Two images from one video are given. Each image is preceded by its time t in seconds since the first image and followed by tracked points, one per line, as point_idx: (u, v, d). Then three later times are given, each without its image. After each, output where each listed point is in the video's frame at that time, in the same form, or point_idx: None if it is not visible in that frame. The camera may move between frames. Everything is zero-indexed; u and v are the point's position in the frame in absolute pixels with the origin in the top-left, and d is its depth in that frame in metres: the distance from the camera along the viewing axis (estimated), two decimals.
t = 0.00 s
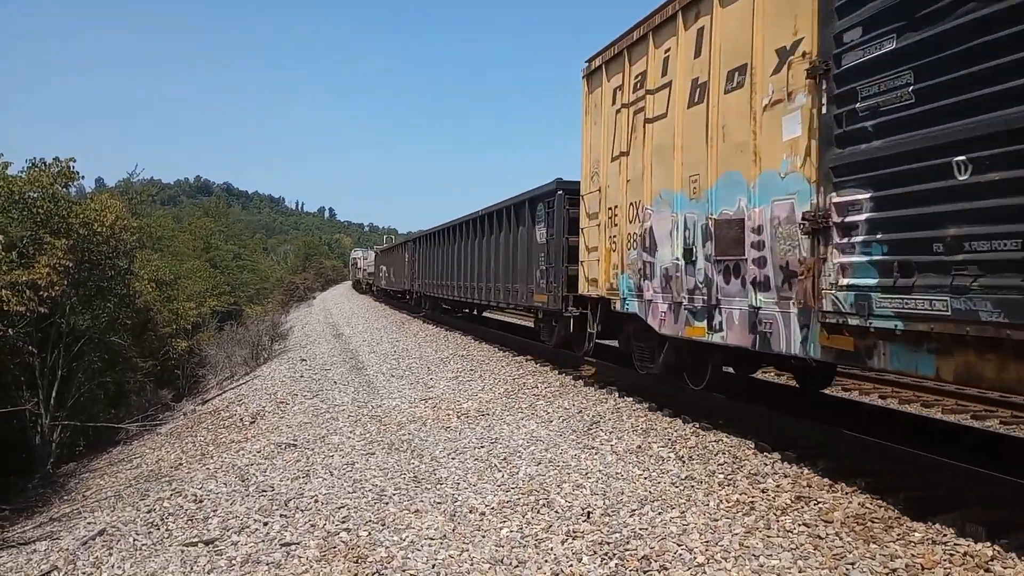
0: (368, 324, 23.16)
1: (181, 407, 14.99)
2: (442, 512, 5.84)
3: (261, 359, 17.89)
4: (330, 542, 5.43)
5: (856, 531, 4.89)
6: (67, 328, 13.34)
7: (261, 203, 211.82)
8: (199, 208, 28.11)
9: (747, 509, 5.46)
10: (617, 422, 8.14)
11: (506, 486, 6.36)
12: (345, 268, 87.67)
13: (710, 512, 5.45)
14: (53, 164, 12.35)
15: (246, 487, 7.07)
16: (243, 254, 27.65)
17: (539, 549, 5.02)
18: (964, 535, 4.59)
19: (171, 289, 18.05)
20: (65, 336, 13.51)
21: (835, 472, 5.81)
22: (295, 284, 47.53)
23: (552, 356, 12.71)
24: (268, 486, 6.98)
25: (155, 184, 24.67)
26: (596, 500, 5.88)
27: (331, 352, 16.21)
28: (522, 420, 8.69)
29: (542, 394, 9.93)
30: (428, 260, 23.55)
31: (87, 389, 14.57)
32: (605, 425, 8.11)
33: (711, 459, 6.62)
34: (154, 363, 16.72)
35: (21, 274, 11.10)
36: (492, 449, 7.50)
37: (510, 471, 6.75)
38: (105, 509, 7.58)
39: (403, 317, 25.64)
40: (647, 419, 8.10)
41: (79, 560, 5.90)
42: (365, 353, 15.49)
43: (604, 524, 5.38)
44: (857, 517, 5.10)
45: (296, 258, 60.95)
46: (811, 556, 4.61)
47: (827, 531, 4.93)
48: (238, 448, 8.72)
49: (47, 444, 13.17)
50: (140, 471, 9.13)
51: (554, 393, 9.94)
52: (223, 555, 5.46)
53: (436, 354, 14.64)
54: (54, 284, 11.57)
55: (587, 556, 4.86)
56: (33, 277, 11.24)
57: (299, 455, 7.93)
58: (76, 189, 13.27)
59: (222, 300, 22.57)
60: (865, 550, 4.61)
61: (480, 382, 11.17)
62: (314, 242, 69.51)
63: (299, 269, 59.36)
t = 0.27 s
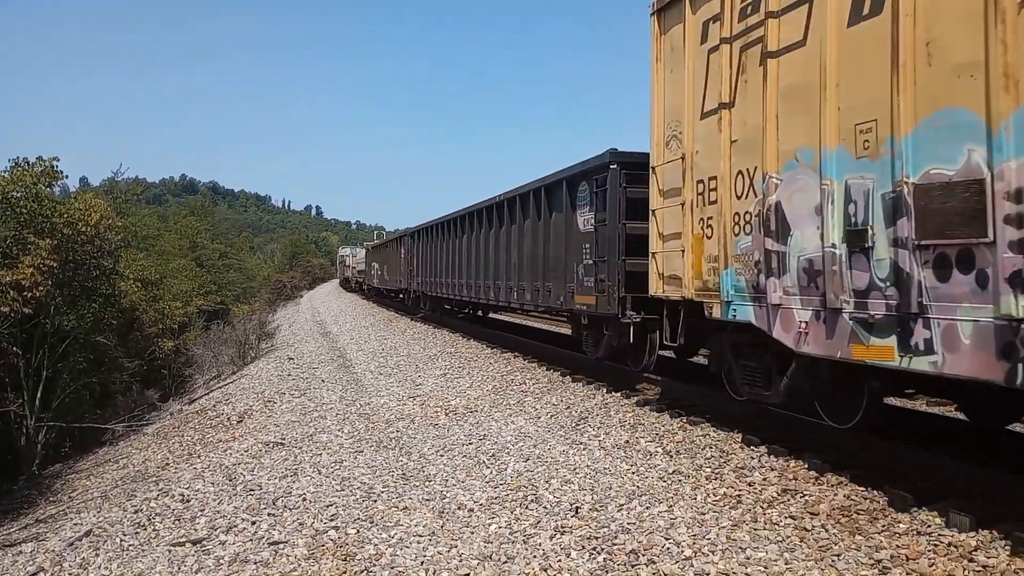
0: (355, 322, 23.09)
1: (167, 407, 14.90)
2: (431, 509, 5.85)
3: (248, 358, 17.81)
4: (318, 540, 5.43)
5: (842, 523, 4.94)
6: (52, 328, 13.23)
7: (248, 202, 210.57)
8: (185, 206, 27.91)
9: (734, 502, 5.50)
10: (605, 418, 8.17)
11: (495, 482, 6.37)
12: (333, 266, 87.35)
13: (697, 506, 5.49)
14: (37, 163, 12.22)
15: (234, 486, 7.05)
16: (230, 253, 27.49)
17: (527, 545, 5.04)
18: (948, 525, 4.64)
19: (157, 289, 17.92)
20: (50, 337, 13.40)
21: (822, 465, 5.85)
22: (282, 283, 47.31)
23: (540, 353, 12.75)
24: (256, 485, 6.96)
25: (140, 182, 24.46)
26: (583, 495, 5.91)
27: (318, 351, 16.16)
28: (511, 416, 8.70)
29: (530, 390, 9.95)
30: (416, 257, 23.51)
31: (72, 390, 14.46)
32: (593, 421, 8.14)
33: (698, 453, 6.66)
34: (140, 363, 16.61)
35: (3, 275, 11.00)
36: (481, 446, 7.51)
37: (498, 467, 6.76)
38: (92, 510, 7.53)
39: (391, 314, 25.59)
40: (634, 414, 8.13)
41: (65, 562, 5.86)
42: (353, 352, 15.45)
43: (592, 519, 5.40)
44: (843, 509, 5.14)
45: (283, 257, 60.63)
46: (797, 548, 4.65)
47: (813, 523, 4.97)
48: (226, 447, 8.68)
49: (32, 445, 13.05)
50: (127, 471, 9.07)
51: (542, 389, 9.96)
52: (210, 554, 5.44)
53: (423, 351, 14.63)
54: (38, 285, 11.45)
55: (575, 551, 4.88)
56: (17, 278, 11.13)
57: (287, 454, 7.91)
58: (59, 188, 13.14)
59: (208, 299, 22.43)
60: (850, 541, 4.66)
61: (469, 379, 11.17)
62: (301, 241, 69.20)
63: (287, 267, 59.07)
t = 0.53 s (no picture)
0: (355, 317, 23.10)
1: (168, 402, 14.93)
2: (433, 503, 5.86)
3: (248, 354, 17.82)
4: (321, 534, 5.45)
5: (843, 515, 4.96)
6: (51, 324, 13.22)
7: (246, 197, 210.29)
8: (184, 201, 27.87)
9: (735, 494, 5.52)
10: (606, 411, 8.19)
11: (497, 475, 6.39)
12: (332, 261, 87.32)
13: (699, 498, 5.50)
14: (35, 159, 12.17)
15: (236, 481, 7.06)
16: (229, 249, 27.46)
17: (530, 538, 5.05)
18: (949, 516, 4.66)
19: (157, 284, 17.90)
20: (50, 333, 13.40)
21: (824, 456, 5.86)
22: (282, 278, 47.28)
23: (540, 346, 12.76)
24: (258, 480, 6.97)
25: (138, 177, 24.41)
26: (585, 488, 5.93)
27: (318, 346, 16.17)
28: (512, 410, 8.72)
29: (531, 384, 9.97)
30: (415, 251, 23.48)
31: (72, 386, 14.47)
32: (594, 414, 8.16)
33: (700, 445, 6.68)
34: (140, 359, 16.62)
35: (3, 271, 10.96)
36: (482, 439, 7.53)
37: (500, 461, 6.78)
38: (94, 505, 7.55)
39: (391, 309, 25.61)
40: (635, 407, 8.14)
41: (69, 557, 5.88)
42: (353, 346, 15.47)
43: (594, 512, 5.42)
44: (844, 501, 5.16)
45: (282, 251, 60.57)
46: (799, 540, 4.66)
47: (814, 515, 4.99)
48: (227, 442, 8.70)
49: (33, 441, 13.08)
50: (128, 466, 9.09)
51: (542, 382, 9.98)
52: (213, 549, 5.46)
53: (424, 346, 14.64)
54: (38, 281, 11.44)
55: (578, 544, 4.90)
56: (17, 274, 11.12)
57: (289, 449, 7.92)
58: (58, 184, 13.10)
59: (208, 294, 22.44)
60: (852, 533, 4.68)
61: (469, 373, 11.19)
62: (300, 236, 69.18)
63: (285, 262, 59.05)
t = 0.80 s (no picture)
0: (360, 314, 23.13)
1: (173, 398, 14.98)
2: (437, 500, 5.87)
3: (253, 350, 17.86)
4: (325, 530, 5.46)
5: (847, 513, 4.94)
6: (58, 320, 13.27)
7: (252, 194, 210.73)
8: (190, 198, 27.93)
9: (739, 492, 5.50)
10: (610, 408, 8.18)
11: (500, 472, 6.39)
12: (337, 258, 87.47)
13: (703, 496, 5.49)
14: (41, 155, 12.19)
15: (241, 477, 7.08)
16: (235, 245, 27.51)
17: (533, 535, 5.05)
18: (954, 515, 4.64)
19: (163, 280, 17.95)
20: (56, 329, 13.45)
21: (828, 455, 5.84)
22: (287, 274, 47.34)
23: (544, 343, 12.75)
24: (263, 476, 6.99)
25: (145, 174, 24.47)
26: (589, 485, 5.92)
27: (323, 342, 16.19)
28: (515, 407, 8.72)
29: (535, 381, 9.97)
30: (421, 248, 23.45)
31: (79, 381, 14.54)
32: (598, 411, 8.15)
33: (704, 443, 6.66)
34: (146, 355, 16.68)
35: (10, 267, 10.99)
36: (486, 436, 7.53)
37: (504, 458, 6.78)
38: (99, 500, 7.59)
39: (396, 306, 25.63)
40: (639, 405, 8.12)
41: (74, 552, 5.91)
42: (358, 343, 15.48)
43: (598, 510, 5.42)
44: (848, 499, 5.14)
45: (287, 248, 60.64)
46: (803, 538, 4.65)
47: (818, 513, 4.98)
48: (233, 438, 8.73)
49: (40, 436, 13.14)
50: (134, 462, 9.13)
51: (547, 379, 9.98)
52: (218, 544, 5.47)
53: (428, 343, 14.64)
54: (44, 277, 11.48)
55: (581, 541, 4.89)
56: (23, 269, 11.15)
57: (294, 445, 7.94)
58: (64, 181, 13.13)
59: (213, 291, 22.50)
60: (856, 531, 4.67)
61: (473, 370, 11.19)
62: (305, 233, 69.31)
63: (291, 258, 59.19)
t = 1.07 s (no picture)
0: (364, 304, 23.15)
1: (178, 389, 15.03)
2: (440, 491, 5.88)
3: (257, 341, 17.89)
4: (328, 520, 5.47)
5: (850, 505, 4.93)
6: (63, 310, 13.29)
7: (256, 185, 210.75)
8: (194, 189, 27.93)
9: (742, 484, 5.50)
10: (613, 400, 8.18)
11: (504, 464, 6.39)
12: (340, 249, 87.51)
13: (706, 488, 5.49)
14: (45, 145, 12.16)
15: (245, 467, 7.10)
16: (239, 236, 27.51)
17: (537, 526, 5.06)
18: (958, 507, 4.63)
19: (168, 271, 17.97)
20: (61, 319, 13.48)
21: (832, 447, 5.83)
22: (291, 265, 47.36)
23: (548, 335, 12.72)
24: (267, 466, 7.01)
25: (149, 164, 24.45)
26: (592, 477, 5.92)
27: (327, 333, 16.21)
28: (519, 398, 8.72)
29: (539, 372, 9.97)
30: (426, 239, 23.38)
31: (84, 371, 14.59)
32: (602, 402, 8.15)
33: (707, 435, 6.65)
34: (151, 345, 16.72)
35: (15, 257, 10.99)
36: (490, 428, 7.53)
37: (507, 449, 6.78)
38: (104, 489, 7.62)
39: (399, 297, 25.64)
40: (643, 397, 8.12)
41: (79, 541, 5.93)
42: (362, 334, 15.49)
43: (601, 501, 5.42)
44: (852, 491, 5.13)
45: (291, 238, 60.65)
46: (806, 530, 4.65)
47: (821, 505, 4.97)
48: (236, 429, 8.75)
49: (45, 426, 13.20)
50: (138, 452, 9.16)
51: (550, 371, 9.98)
52: (221, 534, 5.49)
53: (432, 334, 14.65)
54: (49, 267, 11.48)
55: (584, 533, 4.90)
56: (28, 259, 11.16)
57: (297, 436, 7.95)
58: (68, 170, 13.11)
59: (217, 281, 22.52)
60: (859, 523, 4.66)
61: (477, 361, 11.19)
62: (309, 224, 69.32)
63: (295, 249, 59.21)
